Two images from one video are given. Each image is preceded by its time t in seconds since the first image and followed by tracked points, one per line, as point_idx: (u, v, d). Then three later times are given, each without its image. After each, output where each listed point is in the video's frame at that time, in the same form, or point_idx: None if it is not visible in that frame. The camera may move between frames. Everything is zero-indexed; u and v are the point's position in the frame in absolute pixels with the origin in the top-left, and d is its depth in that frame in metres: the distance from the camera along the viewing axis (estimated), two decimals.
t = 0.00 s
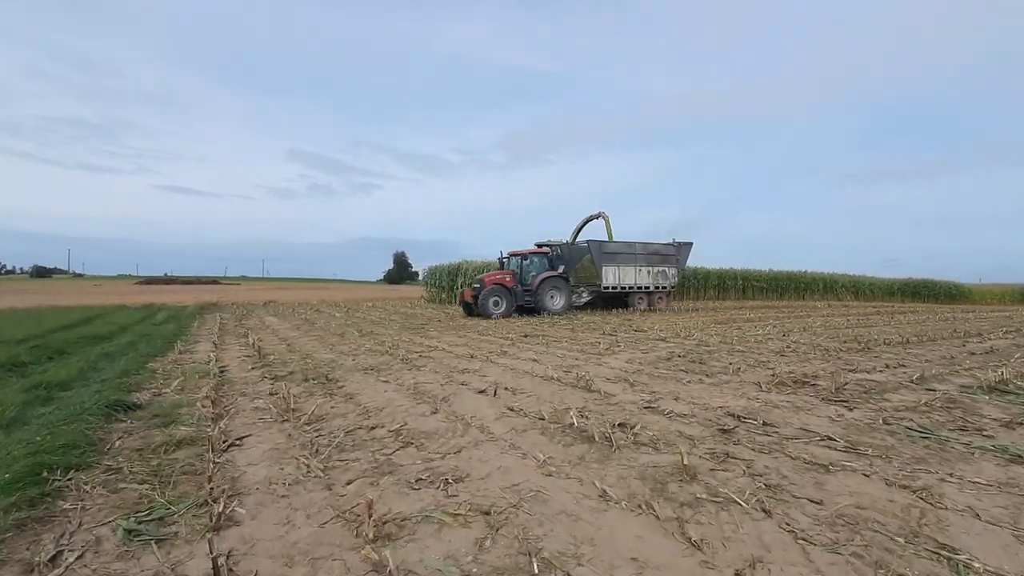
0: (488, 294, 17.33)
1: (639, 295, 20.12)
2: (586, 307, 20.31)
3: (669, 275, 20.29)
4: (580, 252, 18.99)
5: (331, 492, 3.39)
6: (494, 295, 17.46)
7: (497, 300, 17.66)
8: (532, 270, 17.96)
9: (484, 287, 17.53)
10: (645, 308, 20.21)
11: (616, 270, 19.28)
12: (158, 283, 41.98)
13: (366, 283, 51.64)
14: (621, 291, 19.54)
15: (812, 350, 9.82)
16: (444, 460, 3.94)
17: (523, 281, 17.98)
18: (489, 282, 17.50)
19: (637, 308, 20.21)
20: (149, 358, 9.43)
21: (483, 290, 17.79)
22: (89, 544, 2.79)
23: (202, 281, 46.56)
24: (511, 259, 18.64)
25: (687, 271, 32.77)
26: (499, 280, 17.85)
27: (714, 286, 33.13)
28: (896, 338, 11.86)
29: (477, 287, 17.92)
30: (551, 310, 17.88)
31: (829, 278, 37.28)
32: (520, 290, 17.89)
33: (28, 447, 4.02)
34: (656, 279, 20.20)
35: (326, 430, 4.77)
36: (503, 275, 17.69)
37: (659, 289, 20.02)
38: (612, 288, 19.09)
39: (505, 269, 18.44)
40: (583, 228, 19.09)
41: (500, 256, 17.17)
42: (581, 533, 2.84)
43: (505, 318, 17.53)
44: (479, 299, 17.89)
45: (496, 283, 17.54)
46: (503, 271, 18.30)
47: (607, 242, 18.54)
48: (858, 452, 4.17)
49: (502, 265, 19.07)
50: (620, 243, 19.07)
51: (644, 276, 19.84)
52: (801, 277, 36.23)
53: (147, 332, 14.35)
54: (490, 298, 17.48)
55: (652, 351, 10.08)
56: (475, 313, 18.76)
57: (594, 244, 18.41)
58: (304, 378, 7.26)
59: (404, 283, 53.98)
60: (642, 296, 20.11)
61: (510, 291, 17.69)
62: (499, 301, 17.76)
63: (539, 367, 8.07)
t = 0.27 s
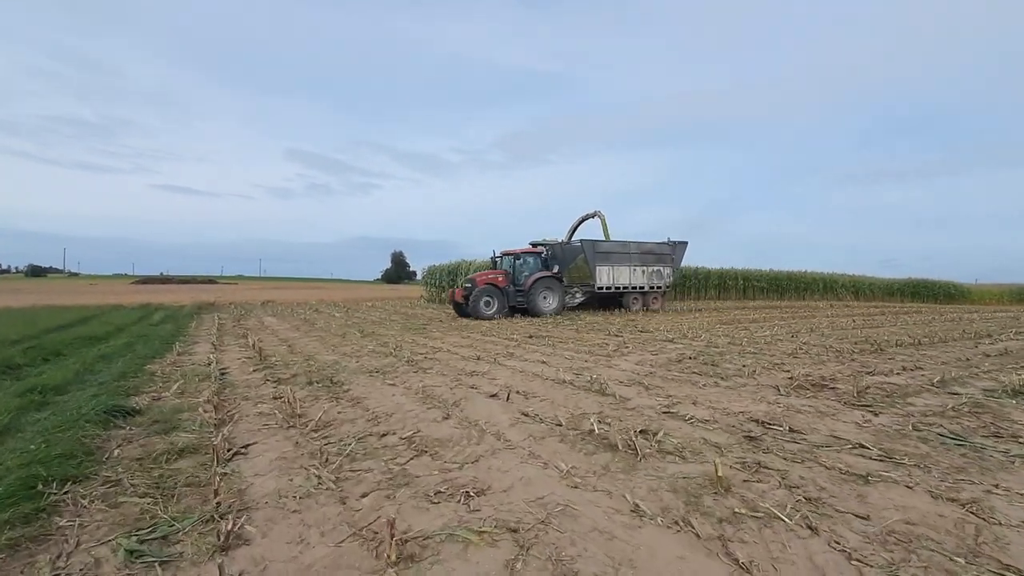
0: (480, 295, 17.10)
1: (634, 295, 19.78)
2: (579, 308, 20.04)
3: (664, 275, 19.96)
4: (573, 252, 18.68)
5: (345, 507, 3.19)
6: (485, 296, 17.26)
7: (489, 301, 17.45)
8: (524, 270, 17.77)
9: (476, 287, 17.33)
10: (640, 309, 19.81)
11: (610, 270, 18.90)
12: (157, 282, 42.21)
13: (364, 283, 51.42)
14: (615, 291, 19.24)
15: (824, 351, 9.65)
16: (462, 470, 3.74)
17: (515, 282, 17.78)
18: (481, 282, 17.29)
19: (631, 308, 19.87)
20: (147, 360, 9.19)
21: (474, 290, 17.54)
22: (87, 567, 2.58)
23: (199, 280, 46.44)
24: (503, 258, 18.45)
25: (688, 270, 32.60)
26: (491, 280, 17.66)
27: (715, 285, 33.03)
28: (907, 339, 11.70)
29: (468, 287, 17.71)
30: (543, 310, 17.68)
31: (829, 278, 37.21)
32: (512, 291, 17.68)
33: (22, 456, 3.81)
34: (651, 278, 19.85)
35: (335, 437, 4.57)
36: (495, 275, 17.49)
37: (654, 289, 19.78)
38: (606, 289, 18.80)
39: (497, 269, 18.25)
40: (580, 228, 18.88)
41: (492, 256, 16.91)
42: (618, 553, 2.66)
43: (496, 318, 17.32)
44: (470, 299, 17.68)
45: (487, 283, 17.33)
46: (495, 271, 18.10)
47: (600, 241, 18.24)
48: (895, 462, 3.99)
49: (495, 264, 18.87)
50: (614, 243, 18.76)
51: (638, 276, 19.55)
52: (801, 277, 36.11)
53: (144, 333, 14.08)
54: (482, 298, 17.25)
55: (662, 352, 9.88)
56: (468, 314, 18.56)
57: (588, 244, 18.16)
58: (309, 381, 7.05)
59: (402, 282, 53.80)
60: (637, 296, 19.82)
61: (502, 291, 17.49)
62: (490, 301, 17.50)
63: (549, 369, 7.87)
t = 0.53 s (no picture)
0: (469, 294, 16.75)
1: (627, 295, 19.55)
2: (572, 308, 19.79)
3: (657, 274, 19.75)
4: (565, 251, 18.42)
5: (355, 523, 2.98)
6: (474, 295, 16.92)
7: (478, 300, 17.10)
8: (514, 269, 17.48)
9: (465, 286, 16.99)
10: (633, 309, 19.59)
11: (603, 268, 18.73)
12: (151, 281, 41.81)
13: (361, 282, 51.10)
14: (608, 291, 19.03)
15: (835, 352, 9.48)
16: (477, 481, 3.53)
17: (505, 281, 17.47)
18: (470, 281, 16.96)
19: (625, 308, 19.62)
20: (142, 362, 8.93)
21: (463, 290, 17.20)
22: None
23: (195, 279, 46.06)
24: (494, 257, 18.13)
25: (687, 269, 32.46)
26: (481, 279, 17.32)
27: (714, 284, 32.92)
28: (915, 339, 11.56)
29: (457, 286, 17.36)
30: (534, 310, 17.39)
31: (828, 277, 37.17)
32: (502, 290, 17.37)
33: (7, 468, 3.58)
34: (644, 277, 19.62)
35: (339, 445, 4.35)
36: (485, 274, 17.16)
37: (648, 288, 19.59)
38: (598, 288, 18.62)
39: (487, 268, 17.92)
40: (571, 227, 18.78)
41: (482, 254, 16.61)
42: None
43: (486, 319, 16.99)
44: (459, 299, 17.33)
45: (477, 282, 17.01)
46: (485, 270, 17.77)
47: (592, 240, 18.17)
48: (930, 472, 3.81)
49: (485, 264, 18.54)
50: (606, 241, 18.64)
51: (631, 275, 19.35)
52: (799, 276, 36.04)
53: (138, 333, 13.78)
54: (471, 298, 16.91)
55: (669, 353, 9.66)
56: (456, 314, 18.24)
57: (580, 242, 17.98)
58: (309, 385, 6.82)
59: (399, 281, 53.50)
60: (630, 296, 19.61)
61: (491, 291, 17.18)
62: (479, 301, 17.15)
63: (556, 371, 7.66)
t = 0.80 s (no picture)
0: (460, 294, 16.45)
1: (622, 295, 19.32)
2: (566, 308, 19.55)
3: (653, 274, 19.54)
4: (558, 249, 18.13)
5: (365, 542, 2.75)
6: (466, 295, 16.62)
7: (469, 300, 16.79)
8: (507, 268, 17.20)
9: (456, 286, 16.66)
10: (628, 309, 19.36)
11: (598, 267, 18.48)
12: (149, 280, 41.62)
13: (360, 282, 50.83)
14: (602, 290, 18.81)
15: (848, 352, 9.27)
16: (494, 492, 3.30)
17: (497, 280, 17.19)
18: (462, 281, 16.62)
19: (619, 308, 19.38)
20: (137, 364, 8.67)
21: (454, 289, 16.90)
22: None
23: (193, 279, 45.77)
24: (486, 256, 17.83)
25: (688, 269, 32.26)
26: (472, 279, 17.01)
27: (715, 283, 32.74)
28: (927, 338, 11.36)
29: (448, 286, 17.03)
30: (527, 310, 17.14)
31: (829, 277, 37.03)
32: (494, 290, 17.09)
33: None
34: (639, 277, 19.40)
35: (345, 452, 4.11)
36: (476, 274, 16.86)
37: (642, 288, 19.38)
38: (592, 287, 18.38)
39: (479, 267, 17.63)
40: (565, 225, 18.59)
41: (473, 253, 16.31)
42: None
43: (478, 319, 16.69)
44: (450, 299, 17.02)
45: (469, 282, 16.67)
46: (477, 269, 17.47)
47: (586, 238, 17.93)
48: (974, 481, 3.59)
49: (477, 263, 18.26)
50: (600, 240, 18.44)
51: (626, 274, 19.10)
52: (799, 275, 35.87)
53: (135, 334, 13.50)
54: (462, 297, 16.61)
55: (679, 353, 9.42)
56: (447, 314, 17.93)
57: (573, 241, 17.74)
58: (312, 387, 6.57)
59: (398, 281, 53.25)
60: (625, 295, 19.37)
61: (483, 291, 16.87)
62: (471, 301, 16.85)
63: (565, 373, 7.43)
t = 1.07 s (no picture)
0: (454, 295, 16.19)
1: (619, 296, 19.05)
2: (562, 308, 19.31)
3: (651, 274, 19.29)
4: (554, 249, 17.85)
5: (381, 567, 2.53)
6: (460, 295, 16.35)
7: (463, 300, 16.51)
8: (501, 268, 16.98)
9: (450, 286, 16.37)
10: (625, 309, 19.09)
11: (595, 267, 18.18)
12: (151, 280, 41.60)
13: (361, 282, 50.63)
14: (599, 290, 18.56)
15: (865, 354, 9.04)
16: (517, 508, 3.08)
17: (492, 280, 16.96)
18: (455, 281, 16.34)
19: (616, 308, 19.11)
20: (137, 367, 8.46)
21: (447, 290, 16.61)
22: None
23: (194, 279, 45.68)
24: (480, 255, 17.59)
25: (692, 268, 32.01)
26: (466, 279, 16.75)
27: (720, 283, 32.50)
28: (943, 339, 11.11)
29: (441, 286, 16.76)
30: (522, 311, 16.94)
31: (833, 276, 36.77)
32: (488, 290, 16.85)
33: None
34: (636, 277, 19.13)
35: (354, 462, 3.90)
36: (470, 274, 16.60)
37: (640, 288, 19.15)
38: (589, 288, 18.10)
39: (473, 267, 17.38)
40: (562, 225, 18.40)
41: (467, 253, 16.04)
42: None
43: (471, 320, 16.42)
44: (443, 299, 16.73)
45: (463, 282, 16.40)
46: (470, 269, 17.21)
47: (583, 237, 17.61)
48: None
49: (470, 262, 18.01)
50: (597, 239, 18.14)
51: (623, 274, 18.86)
52: (803, 274, 35.60)
53: (135, 335, 13.31)
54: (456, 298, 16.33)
55: (693, 355, 9.19)
56: (439, 314, 17.67)
57: (570, 240, 17.46)
58: (317, 391, 6.36)
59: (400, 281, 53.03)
60: (622, 296, 19.11)
61: (477, 291, 16.62)
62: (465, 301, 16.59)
63: (577, 376, 7.20)
